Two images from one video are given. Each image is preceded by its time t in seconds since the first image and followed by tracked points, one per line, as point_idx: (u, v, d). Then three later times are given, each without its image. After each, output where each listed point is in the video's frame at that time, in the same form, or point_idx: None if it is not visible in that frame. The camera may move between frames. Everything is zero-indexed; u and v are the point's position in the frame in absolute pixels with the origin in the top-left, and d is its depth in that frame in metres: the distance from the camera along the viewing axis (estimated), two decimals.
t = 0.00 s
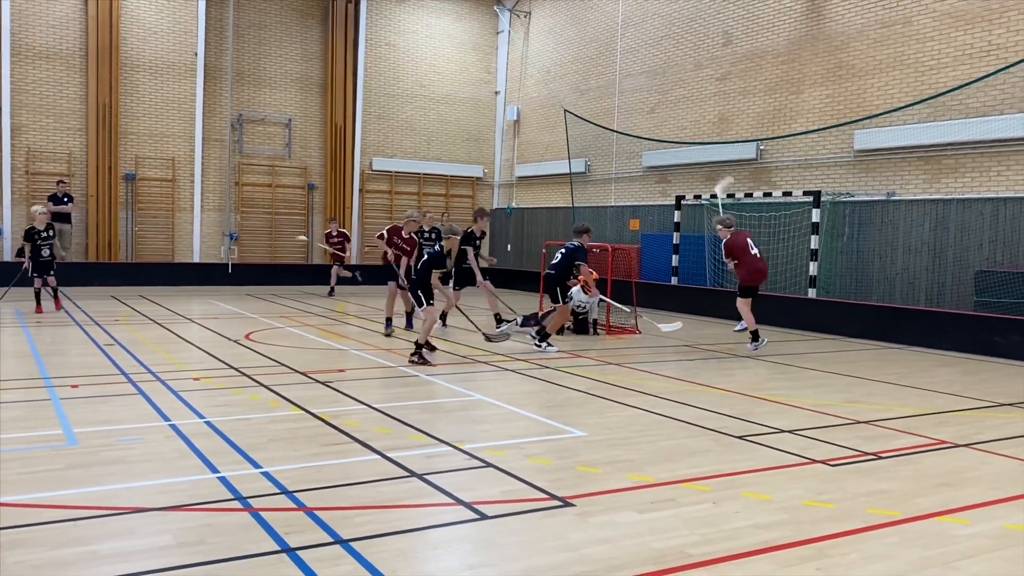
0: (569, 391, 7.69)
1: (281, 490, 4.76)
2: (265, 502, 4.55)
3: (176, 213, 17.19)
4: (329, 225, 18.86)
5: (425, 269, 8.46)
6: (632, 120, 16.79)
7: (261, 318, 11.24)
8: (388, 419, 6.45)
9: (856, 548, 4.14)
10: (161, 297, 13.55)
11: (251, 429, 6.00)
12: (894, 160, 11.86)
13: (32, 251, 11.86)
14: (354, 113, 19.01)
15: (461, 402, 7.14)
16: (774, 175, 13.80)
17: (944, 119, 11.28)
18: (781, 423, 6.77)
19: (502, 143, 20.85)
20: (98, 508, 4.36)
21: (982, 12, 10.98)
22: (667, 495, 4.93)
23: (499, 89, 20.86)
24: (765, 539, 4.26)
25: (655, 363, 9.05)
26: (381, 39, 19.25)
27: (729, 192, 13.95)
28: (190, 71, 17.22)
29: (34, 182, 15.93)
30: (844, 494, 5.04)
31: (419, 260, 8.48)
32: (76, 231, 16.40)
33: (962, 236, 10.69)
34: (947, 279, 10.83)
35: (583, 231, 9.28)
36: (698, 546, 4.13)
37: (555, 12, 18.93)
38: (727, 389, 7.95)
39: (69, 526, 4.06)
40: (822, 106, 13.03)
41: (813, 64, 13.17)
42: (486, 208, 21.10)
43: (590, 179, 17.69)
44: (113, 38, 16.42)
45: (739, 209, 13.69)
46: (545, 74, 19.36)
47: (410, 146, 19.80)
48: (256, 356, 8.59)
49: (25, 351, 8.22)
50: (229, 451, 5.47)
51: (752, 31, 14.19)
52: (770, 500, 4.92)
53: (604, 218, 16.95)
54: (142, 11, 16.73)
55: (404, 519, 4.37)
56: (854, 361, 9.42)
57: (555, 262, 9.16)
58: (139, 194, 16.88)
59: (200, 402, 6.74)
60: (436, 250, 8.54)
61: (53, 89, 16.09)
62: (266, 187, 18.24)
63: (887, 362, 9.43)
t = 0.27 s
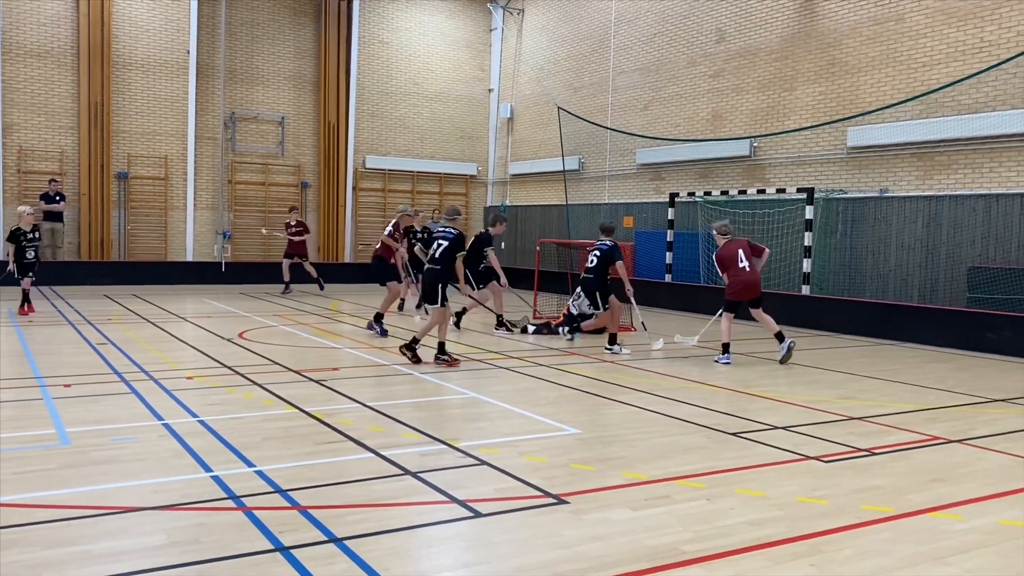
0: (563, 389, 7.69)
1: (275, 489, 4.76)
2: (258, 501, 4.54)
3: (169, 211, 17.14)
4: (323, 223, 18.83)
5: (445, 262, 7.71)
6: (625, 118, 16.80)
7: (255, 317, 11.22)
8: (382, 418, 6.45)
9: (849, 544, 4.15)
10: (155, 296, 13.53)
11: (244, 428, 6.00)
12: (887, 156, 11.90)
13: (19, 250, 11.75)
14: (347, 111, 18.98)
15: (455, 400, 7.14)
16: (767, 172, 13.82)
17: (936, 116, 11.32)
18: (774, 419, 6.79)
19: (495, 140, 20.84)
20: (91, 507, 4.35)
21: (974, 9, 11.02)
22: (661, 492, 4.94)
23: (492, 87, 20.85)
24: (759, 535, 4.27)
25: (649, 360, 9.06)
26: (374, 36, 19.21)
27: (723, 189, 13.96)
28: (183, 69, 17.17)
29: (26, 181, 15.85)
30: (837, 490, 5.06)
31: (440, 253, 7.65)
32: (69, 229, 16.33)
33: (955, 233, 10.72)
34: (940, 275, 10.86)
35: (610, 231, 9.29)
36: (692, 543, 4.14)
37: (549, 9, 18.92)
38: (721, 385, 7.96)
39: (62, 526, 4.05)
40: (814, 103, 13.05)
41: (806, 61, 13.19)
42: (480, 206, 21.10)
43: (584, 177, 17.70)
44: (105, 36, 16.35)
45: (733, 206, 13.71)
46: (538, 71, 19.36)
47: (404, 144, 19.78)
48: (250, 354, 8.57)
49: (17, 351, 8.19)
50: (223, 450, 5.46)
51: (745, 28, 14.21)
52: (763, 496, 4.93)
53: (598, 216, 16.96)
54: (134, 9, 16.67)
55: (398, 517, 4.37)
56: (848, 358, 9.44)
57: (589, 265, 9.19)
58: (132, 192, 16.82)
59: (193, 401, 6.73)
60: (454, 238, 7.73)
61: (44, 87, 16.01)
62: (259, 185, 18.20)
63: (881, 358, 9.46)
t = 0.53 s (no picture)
0: (559, 388, 7.70)
1: (270, 489, 4.76)
2: (253, 501, 4.54)
3: (163, 211, 17.10)
4: (317, 223, 18.81)
5: (460, 263, 7.73)
6: (620, 116, 16.80)
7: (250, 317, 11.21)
8: (377, 417, 6.46)
9: (842, 542, 4.18)
10: (149, 297, 13.51)
11: (239, 429, 6.00)
12: (880, 154, 11.93)
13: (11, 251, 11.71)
14: (341, 110, 18.95)
15: (450, 399, 7.15)
16: (761, 171, 13.85)
17: (929, 114, 11.36)
18: (769, 417, 6.81)
19: (490, 139, 20.84)
20: (85, 509, 4.35)
21: (967, 8, 11.05)
22: (656, 491, 4.96)
23: (487, 86, 20.84)
24: (753, 533, 4.29)
25: (644, 359, 9.08)
26: (368, 36, 19.19)
27: (717, 188, 13.98)
28: (176, 69, 17.13)
29: (19, 182, 15.80)
30: (831, 488, 5.08)
31: (455, 255, 7.67)
32: (62, 230, 16.28)
33: (948, 230, 10.75)
34: (933, 272, 10.91)
35: (623, 224, 9.20)
36: (686, 542, 4.16)
37: (542, 8, 18.92)
38: (716, 384, 7.98)
39: (56, 528, 4.05)
40: (808, 102, 13.07)
41: (799, 59, 13.21)
42: (475, 204, 21.10)
43: (579, 175, 17.70)
44: (98, 36, 16.29)
45: (727, 205, 13.73)
46: (532, 70, 19.36)
47: (398, 143, 19.76)
48: (244, 355, 8.57)
49: (11, 352, 8.17)
50: (218, 451, 5.46)
51: (738, 26, 14.22)
52: (758, 494, 4.95)
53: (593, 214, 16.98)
54: (127, 9, 16.62)
55: (392, 517, 4.38)
56: (842, 355, 9.47)
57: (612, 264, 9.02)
58: (126, 193, 16.78)
59: (188, 401, 6.73)
60: (466, 239, 7.78)
61: (37, 88, 15.95)
62: (253, 184, 18.18)
63: (875, 355, 9.49)
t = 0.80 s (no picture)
0: (554, 388, 7.70)
1: (263, 491, 4.75)
2: (246, 504, 4.54)
3: (157, 212, 17.07)
4: (312, 223, 18.78)
5: (472, 268, 7.62)
6: (614, 116, 16.81)
7: (244, 318, 11.19)
8: (371, 419, 6.45)
9: (837, 541, 4.18)
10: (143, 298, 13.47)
11: (233, 431, 5.99)
12: (874, 154, 11.95)
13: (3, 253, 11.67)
14: (335, 111, 18.92)
15: (445, 400, 7.14)
16: (755, 170, 13.86)
17: (922, 113, 11.38)
18: (764, 416, 6.82)
19: (484, 139, 20.84)
20: (77, 512, 4.33)
21: (959, 7, 11.07)
22: (650, 491, 4.96)
23: (481, 86, 20.84)
24: (747, 532, 4.29)
25: (639, 358, 9.08)
26: (362, 36, 19.17)
27: (712, 187, 13.98)
28: (169, 70, 17.09)
29: (12, 184, 15.75)
30: (826, 487, 5.09)
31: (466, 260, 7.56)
32: (56, 232, 16.22)
33: (942, 229, 10.78)
34: (928, 271, 10.93)
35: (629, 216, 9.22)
36: (680, 542, 4.15)
37: (536, 8, 18.92)
38: (711, 383, 7.98)
39: (49, 531, 4.04)
40: (802, 101, 13.09)
41: (793, 59, 13.22)
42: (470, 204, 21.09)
43: (573, 175, 17.70)
44: (90, 37, 16.25)
45: (722, 204, 13.73)
46: (526, 70, 19.36)
47: (392, 143, 19.75)
48: (239, 356, 8.55)
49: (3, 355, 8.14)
50: (212, 453, 5.45)
51: (732, 26, 14.23)
52: (752, 494, 4.95)
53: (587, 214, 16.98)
54: (119, 10, 16.58)
55: (386, 519, 4.37)
56: (837, 354, 9.48)
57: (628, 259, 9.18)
58: (119, 194, 16.74)
59: (182, 403, 6.71)
60: (475, 244, 7.67)
61: (30, 89, 15.90)
62: (247, 185, 18.14)
63: (870, 354, 9.51)
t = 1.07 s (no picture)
0: (549, 389, 7.70)
1: (257, 494, 4.74)
2: (240, 507, 4.52)
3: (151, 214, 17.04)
4: (307, 225, 18.76)
5: (466, 267, 7.62)
6: (609, 117, 16.81)
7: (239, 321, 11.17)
8: (367, 421, 6.44)
9: (833, 542, 4.17)
10: (138, 301, 13.44)
11: (227, 434, 5.97)
12: (868, 154, 11.97)
13: None
14: (330, 112, 18.90)
15: (440, 402, 7.14)
16: (750, 171, 13.88)
17: (916, 113, 11.40)
18: (760, 417, 6.82)
19: (479, 141, 20.85)
20: (71, 516, 4.31)
21: (953, 7, 11.09)
22: (646, 492, 4.95)
23: (476, 87, 20.85)
24: (743, 533, 4.28)
25: (634, 359, 9.08)
26: (357, 38, 19.15)
27: (707, 188, 13.99)
28: (163, 72, 17.07)
29: (5, 186, 15.70)
30: (821, 487, 5.09)
31: (460, 258, 7.54)
32: (49, 235, 16.17)
33: (937, 228, 10.78)
34: (922, 271, 10.93)
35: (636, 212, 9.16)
36: (676, 543, 4.14)
37: (531, 9, 18.93)
38: (707, 384, 7.99)
39: (41, 536, 4.02)
40: (796, 102, 13.10)
41: (788, 59, 13.24)
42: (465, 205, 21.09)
43: (569, 176, 17.69)
44: (84, 40, 16.22)
45: (717, 205, 13.74)
46: (521, 71, 19.36)
47: (388, 145, 19.74)
48: (233, 359, 8.53)
49: None
50: (205, 456, 5.43)
51: (726, 26, 14.24)
52: (748, 494, 4.95)
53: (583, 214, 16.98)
54: (113, 12, 16.56)
55: (381, 521, 4.36)
56: (832, 354, 9.49)
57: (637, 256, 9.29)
58: (114, 196, 16.70)
59: (176, 406, 6.69)
60: (468, 241, 7.66)
61: (23, 91, 15.86)
62: (242, 187, 18.12)
63: (865, 354, 9.51)
